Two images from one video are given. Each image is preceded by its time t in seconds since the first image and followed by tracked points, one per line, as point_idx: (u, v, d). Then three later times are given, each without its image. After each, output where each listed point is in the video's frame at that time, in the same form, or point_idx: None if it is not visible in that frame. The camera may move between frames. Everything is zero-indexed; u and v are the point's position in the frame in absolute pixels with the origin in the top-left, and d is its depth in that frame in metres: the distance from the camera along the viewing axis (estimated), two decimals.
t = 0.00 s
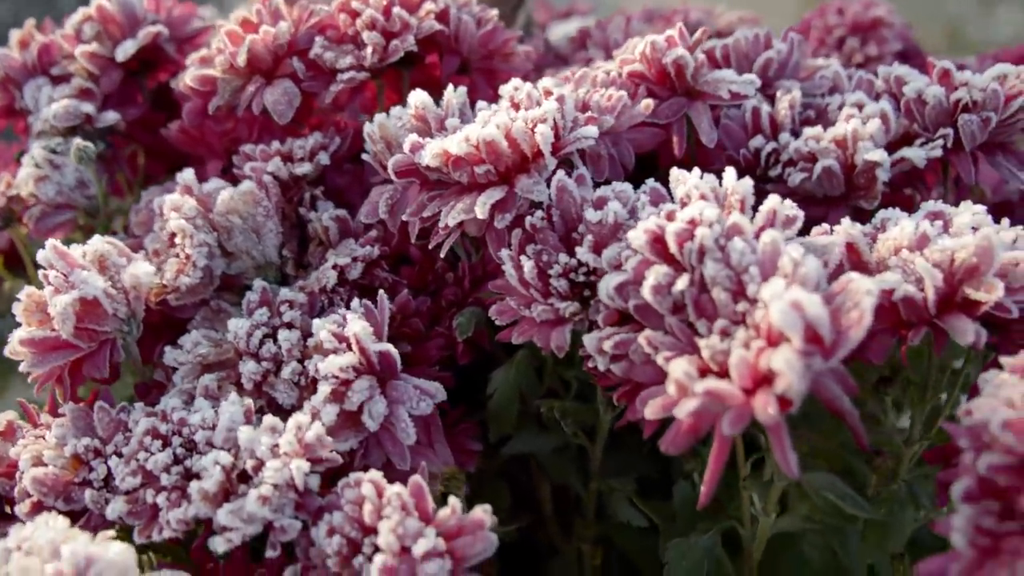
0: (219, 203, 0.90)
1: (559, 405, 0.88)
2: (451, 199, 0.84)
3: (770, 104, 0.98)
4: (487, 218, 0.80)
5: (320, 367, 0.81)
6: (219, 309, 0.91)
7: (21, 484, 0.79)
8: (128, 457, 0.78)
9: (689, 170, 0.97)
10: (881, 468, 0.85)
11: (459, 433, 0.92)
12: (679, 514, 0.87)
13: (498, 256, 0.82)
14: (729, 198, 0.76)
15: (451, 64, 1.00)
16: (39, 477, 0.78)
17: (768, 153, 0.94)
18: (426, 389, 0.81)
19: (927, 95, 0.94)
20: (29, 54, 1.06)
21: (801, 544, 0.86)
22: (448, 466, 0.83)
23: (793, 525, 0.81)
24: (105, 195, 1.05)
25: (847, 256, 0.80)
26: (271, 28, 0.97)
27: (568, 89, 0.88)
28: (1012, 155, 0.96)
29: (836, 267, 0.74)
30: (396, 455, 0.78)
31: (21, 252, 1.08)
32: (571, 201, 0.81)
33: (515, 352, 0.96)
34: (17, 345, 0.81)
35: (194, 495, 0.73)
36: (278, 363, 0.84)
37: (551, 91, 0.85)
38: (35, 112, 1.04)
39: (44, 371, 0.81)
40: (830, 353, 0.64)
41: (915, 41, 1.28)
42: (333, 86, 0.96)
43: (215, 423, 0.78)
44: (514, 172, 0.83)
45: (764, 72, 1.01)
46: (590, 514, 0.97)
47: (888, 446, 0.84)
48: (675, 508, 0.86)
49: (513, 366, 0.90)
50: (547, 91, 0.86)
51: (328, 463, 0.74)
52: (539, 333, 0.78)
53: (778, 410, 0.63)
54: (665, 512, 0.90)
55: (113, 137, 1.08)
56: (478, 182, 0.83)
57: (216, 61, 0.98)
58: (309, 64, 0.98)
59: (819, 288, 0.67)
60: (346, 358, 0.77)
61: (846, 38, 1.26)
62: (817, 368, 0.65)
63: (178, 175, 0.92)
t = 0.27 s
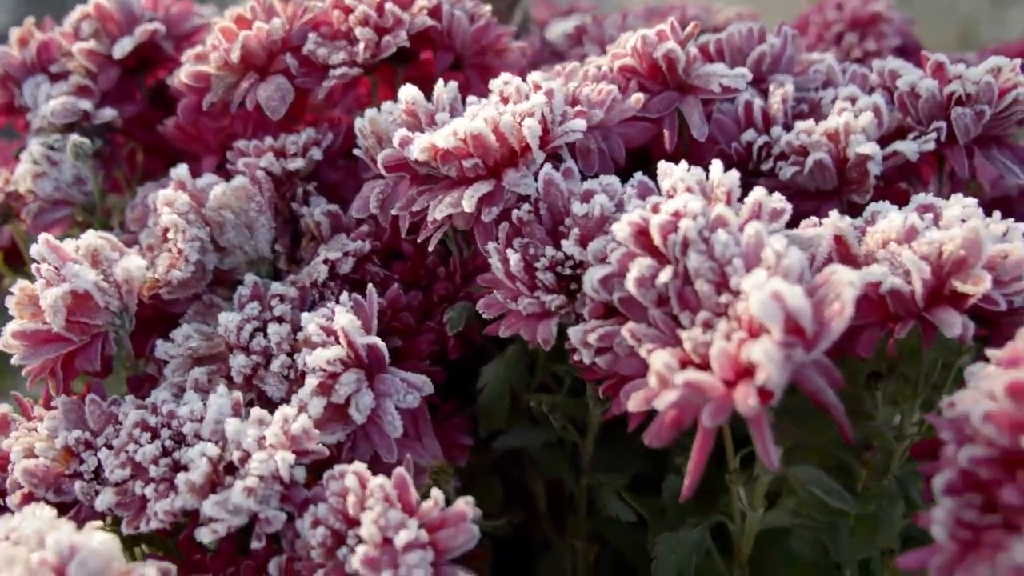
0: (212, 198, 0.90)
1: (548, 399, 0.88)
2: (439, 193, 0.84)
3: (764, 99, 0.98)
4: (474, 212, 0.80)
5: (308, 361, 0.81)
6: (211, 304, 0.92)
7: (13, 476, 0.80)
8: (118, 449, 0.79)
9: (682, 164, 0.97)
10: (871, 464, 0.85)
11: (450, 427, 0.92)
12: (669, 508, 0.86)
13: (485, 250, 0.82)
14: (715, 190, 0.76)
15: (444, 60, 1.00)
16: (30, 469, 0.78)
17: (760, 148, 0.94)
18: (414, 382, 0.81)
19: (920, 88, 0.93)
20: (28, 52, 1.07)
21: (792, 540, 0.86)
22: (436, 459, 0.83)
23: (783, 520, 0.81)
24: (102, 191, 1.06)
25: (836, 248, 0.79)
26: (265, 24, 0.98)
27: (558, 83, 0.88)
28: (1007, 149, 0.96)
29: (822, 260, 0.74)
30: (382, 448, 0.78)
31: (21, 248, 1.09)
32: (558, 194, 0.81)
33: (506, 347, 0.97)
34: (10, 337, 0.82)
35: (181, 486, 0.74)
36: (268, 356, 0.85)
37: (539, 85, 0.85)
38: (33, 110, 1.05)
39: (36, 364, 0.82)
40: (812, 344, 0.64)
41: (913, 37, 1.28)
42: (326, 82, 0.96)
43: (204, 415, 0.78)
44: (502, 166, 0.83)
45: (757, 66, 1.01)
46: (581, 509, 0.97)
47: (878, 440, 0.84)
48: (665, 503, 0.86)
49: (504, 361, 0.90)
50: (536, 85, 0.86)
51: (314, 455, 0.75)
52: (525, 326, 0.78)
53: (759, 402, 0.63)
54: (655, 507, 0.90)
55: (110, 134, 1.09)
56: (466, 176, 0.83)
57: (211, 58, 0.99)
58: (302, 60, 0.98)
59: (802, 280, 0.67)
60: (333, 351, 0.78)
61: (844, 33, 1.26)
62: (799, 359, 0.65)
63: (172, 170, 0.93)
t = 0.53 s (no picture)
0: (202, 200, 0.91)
1: (533, 399, 0.89)
2: (424, 195, 0.85)
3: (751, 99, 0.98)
4: (456, 213, 0.81)
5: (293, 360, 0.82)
6: (201, 305, 0.93)
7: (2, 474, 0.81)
8: (106, 448, 0.80)
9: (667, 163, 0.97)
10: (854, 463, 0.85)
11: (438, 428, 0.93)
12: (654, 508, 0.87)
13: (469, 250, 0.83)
14: (695, 190, 0.76)
15: (433, 61, 1.01)
16: (19, 467, 0.80)
17: (746, 148, 0.95)
18: (398, 381, 0.82)
19: (906, 87, 0.94)
20: (24, 56, 1.08)
21: (776, 539, 0.86)
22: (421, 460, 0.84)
23: (764, 520, 0.81)
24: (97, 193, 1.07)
25: (817, 248, 0.80)
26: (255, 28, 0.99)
27: (542, 85, 0.88)
28: (995, 148, 0.96)
29: (800, 258, 0.75)
30: (365, 447, 0.78)
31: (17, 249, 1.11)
32: (541, 194, 0.81)
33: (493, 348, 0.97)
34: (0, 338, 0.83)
35: (166, 484, 0.75)
36: (255, 356, 0.86)
37: (523, 86, 0.85)
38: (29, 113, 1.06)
39: (25, 363, 0.83)
40: (787, 344, 0.64)
41: (907, 37, 1.28)
42: (315, 85, 0.97)
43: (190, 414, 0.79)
44: (485, 167, 0.84)
45: (745, 67, 1.01)
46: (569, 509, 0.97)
47: (861, 440, 0.84)
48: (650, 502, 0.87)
49: (490, 361, 0.91)
50: (520, 87, 0.87)
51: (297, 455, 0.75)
52: (507, 326, 0.78)
53: (733, 401, 0.64)
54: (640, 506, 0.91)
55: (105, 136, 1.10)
56: (450, 177, 0.84)
57: (202, 61, 0.99)
58: (292, 63, 0.99)
59: (778, 279, 0.67)
60: (317, 351, 0.78)
61: (837, 34, 1.26)
62: (774, 359, 0.65)
63: (162, 172, 0.93)
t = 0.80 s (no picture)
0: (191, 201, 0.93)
1: (516, 397, 0.90)
2: (407, 195, 0.86)
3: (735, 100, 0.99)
4: (438, 212, 0.82)
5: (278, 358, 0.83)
6: (190, 304, 0.94)
7: None
8: (93, 444, 0.81)
9: (651, 164, 0.98)
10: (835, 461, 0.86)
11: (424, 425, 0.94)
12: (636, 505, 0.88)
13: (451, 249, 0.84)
14: (672, 189, 0.77)
15: (421, 64, 1.02)
16: (8, 463, 0.81)
17: (729, 149, 0.95)
18: (380, 378, 0.83)
19: (888, 88, 0.94)
20: (21, 61, 1.10)
21: (757, 536, 0.87)
22: (404, 456, 0.85)
23: (743, 516, 0.81)
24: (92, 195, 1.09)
25: (795, 247, 0.80)
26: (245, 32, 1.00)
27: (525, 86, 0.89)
28: (978, 148, 0.97)
29: (776, 257, 0.75)
30: (347, 443, 0.80)
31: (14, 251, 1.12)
32: (521, 194, 0.82)
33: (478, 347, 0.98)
34: None
35: (150, 479, 0.76)
36: (241, 354, 0.87)
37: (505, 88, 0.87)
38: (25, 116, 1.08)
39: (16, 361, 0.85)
40: (757, 340, 0.65)
41: (897, 39, 1.28)
42: (304, 87, 0.99)
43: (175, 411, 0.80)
44: (467, 167, 0.85)
45: (730, 69, 1.02)
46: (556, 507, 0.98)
47: (842, 438, 0.85)
48: (632, 499, 0.87)
49: (474, 359, 0.92)
50: (503, 89, 0.88)
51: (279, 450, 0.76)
52: (487, 324, 0.79)
53: (703, 396, 0.64)
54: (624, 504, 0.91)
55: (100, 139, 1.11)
56: (432, 178, 0.85)
57: (193, 65, 1.01)
58: (281, 66, 1.01)
59: (750, 275, 0.68)
60: (300, 348, 0.80)
61: (827, 36, 1.27)
62: (745, 355, 0.66)
63: (153, 174, 0.95)
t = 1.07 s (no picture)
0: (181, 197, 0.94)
1: (498, 388, 0.91)
2: (389, 189, 0.87)
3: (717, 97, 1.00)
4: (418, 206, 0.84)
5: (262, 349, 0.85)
6: (179, 299, 0.95)
7: None
8: (81, 433, 0.83)
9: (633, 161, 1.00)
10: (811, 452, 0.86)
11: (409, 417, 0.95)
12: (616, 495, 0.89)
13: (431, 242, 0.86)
14: (647, 182, 0.78)
15: (408, 63, 1.04)
16: None
17: (710, 145, 0.96)
18: (362, 369, 0.84)
19: (868, 84, 0.95)
20: (19, 61, 1.13)
21: (736, 526, 0.88)
22: (387, 446, 0.86)
23: (719, 506, 0.82)
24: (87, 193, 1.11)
25: (771, 239, 0.81)
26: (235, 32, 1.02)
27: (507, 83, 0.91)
28: (960, 144, 0.98)
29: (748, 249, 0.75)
30: (328, 432, 0.81)
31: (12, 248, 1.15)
32: (500, 188, 0.84)
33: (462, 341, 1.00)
34: None
35: (135, 466, 0.78)
36: (228, 346, 0.88)
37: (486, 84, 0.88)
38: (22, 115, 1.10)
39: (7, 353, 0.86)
40: (725, 328, 0.66)
41: (886, 37, 1.29)
42: (292, 86, 1.00)
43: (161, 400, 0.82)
44: (448, 162, 0.86)
45: (713, 66, 1.03)
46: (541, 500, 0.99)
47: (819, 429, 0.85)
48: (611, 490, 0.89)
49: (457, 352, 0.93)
50: (485, 85, 0.90)
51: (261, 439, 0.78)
52: (465, 315, 0.81)
53: (671, 382, 0.65)
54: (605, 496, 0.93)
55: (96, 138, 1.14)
56: (414, 172, 0.87)
57: (184, 64, 1.03)
58: (271, 65, 1.03)
59: (720, 265, 0.69)
60: (282, 339, 0.81)
61: (815, 35, 1.28)
62: (713, 343, 0.66)
63: (144, 170, 0.97)
